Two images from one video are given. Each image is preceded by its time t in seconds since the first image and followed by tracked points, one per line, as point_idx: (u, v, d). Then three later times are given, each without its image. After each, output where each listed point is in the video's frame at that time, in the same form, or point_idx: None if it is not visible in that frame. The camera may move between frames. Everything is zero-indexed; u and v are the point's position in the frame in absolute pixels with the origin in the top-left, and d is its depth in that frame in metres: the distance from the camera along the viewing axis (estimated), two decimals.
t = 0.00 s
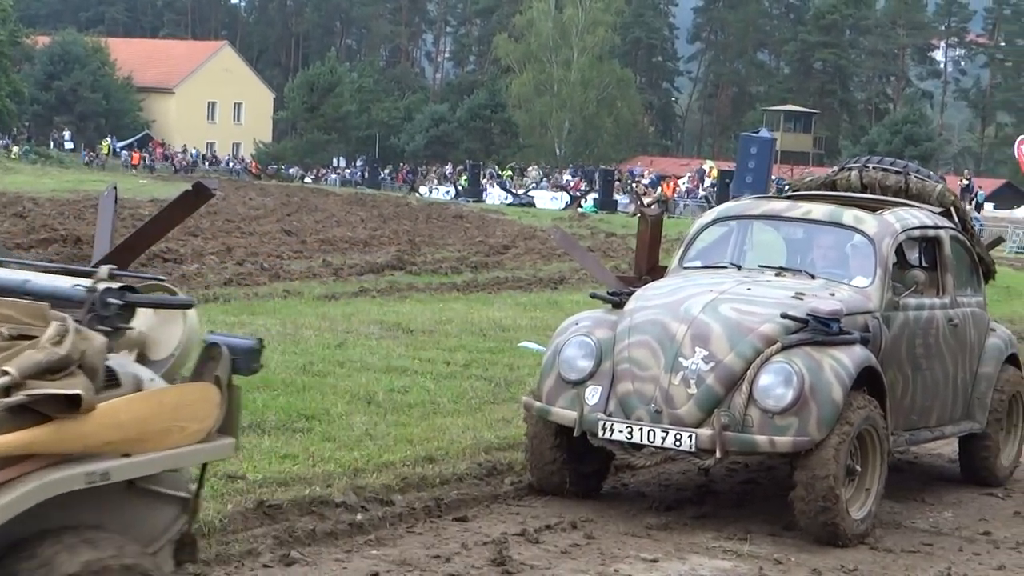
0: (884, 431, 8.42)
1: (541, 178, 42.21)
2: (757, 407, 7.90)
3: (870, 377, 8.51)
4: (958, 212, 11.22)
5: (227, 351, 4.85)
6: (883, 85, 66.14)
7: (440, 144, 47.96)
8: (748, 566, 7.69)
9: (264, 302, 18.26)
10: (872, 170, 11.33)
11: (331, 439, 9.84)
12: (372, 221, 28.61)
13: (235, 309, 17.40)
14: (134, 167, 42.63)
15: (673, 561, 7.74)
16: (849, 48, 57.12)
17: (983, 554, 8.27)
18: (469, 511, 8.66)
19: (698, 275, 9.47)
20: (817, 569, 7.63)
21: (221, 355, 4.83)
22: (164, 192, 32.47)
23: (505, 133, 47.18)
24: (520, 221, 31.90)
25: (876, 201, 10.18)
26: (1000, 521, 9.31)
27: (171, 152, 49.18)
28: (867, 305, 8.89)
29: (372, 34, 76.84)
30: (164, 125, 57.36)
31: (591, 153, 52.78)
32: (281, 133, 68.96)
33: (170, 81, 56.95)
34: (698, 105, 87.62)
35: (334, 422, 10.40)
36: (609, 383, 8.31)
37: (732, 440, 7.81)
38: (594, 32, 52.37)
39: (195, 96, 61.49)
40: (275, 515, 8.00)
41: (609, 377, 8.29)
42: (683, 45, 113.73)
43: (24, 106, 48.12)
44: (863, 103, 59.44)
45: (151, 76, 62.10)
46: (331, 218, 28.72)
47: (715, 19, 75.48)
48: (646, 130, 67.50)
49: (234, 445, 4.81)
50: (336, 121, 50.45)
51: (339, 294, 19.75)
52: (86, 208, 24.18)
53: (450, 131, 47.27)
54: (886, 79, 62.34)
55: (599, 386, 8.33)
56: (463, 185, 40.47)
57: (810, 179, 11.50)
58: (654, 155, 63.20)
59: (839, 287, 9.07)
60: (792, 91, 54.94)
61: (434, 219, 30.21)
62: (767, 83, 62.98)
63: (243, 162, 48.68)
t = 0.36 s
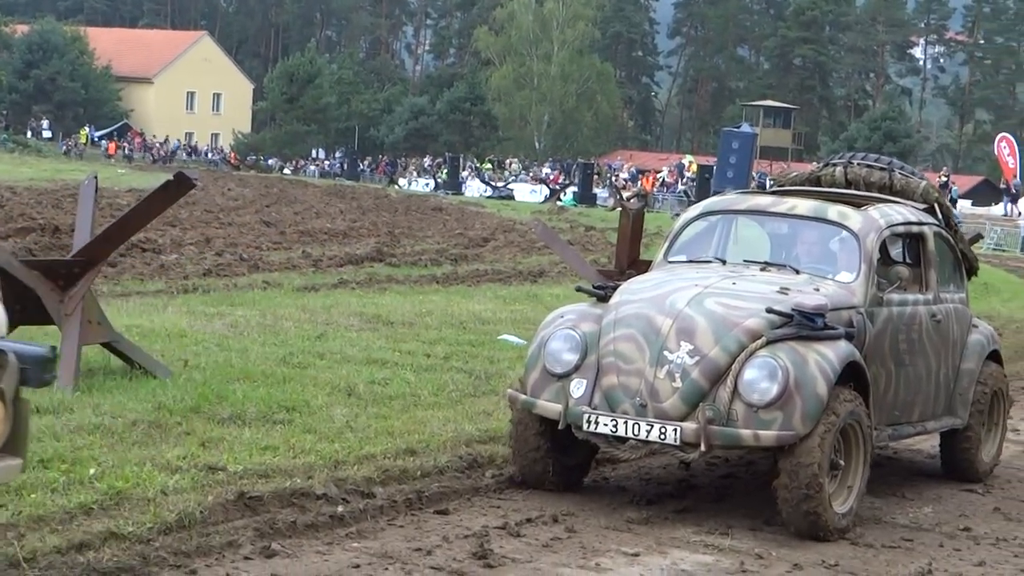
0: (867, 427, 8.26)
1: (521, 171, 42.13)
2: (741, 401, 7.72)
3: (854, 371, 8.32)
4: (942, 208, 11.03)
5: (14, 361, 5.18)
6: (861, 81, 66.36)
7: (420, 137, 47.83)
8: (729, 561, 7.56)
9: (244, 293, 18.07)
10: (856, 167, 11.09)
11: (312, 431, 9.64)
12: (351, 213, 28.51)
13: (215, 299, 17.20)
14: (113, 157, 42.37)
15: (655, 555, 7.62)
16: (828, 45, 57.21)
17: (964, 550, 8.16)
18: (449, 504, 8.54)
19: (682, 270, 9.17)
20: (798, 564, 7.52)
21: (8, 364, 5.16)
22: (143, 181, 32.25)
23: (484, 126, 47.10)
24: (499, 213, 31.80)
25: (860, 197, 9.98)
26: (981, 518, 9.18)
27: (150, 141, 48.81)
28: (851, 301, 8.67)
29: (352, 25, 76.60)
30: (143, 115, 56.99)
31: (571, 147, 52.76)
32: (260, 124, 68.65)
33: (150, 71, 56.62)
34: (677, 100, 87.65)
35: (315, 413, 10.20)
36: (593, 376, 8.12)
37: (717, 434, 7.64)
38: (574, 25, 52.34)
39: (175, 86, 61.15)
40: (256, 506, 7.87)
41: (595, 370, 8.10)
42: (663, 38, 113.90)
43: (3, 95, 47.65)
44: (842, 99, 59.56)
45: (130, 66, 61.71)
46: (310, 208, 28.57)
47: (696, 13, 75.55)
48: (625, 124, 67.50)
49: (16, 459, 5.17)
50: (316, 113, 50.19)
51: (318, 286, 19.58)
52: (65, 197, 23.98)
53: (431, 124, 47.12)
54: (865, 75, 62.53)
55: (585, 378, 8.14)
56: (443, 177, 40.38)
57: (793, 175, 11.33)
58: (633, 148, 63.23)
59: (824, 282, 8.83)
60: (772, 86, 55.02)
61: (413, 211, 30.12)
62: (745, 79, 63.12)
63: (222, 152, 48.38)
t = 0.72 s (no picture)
0: (845, 409, 8.14)
1: (496, 153, 41.97)
2: (719, 384, 7.58)
3: (831, 353, 8.17)
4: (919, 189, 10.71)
5: None
6: (836, 64, 66.41)
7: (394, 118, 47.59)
8: (706, 544, 7.44)
9: (219, 274, 17.85)
10: (833, 149, 10.75)
11: (289, 414, 9.42)
12: (326, 194, 28.34)
13: (189, 282, 16.97)
14: (86, 138, 42.05)
15: (632, 538, 7.51)
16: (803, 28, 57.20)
17: (938, 533, 8.06)
18: (426, 487, 8.40)
19: (657, 253, 8.98)
20: (775, 546, 7.42)
21: None
22: (116, 162, 31.96)
23: (459, 108, 46.94)
24: (474, 196, 31.65)
25: (836, 180, 9.79)
26: (956, 500, 9.03)
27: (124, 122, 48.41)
28: (829, 283, 8.52)
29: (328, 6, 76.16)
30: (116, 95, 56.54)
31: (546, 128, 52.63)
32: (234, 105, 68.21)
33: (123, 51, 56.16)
34: (653, 83, 87.57)
35: (291, 396, 9.97)
36: (571, 358, 7.97)
37: (695, 417, 7.49)
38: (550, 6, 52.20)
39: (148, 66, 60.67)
40: (232, 490, 7.72)
41: (572, 352, 7.95)
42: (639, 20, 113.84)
43: None
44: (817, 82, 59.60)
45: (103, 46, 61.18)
46: (285, 190, 28.36)
47: None
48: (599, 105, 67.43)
49: None
50: (291, 93, 49.86)
51: (294, 268, 19.36)
52: (37, 178, 23.72)
53: (406, 105, 46.87)
54: (839, 58, 62.58)
55: (562, 361, 7.99)
56: (418, 159, 40.22)
57: (770, 157, 10.96)
58: (608, 130, 63.14)
59: (801, 265, 8.67)
60: (746, 69, 54.99)
61: (389, 192, 29.96)
62: (721, 61, 63.11)
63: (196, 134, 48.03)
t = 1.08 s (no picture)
0: (809, 394, 7.94)
1: (467, 138, 41.79)
2: (682, 370, 7.41)
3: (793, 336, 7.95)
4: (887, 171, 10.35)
5: None
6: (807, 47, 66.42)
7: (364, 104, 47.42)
8: (682, 529, 7.33)
9: (190, 262, 17.61)
10: (800, 129, 10.46)
11: (263, 401, 9.25)
12: (297, 180, 28.14)
13: (161, 269, 16.71)
14: (56, 125, 41.68)
15: (608, 523, 7.39)
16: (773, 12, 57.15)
17: (914, 515, 7.94)
18: (402, 474, 8.24)
19: (621, 236, 8.68)
20: (751, 531, 7.32)
21: None
22: (86, 149, 31.69)
23: (429, 93, 46.73)
24: (446, 181, 31.49)
25: (801, 160, 9.52)
26: (931, 481, 8.87)
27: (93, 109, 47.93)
28: (794, 267, 8.31)
29: None
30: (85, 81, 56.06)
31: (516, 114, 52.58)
32: (205, 91, 67.75)
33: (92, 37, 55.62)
34: (623, 67, 87.45)
35: (265, 383, 9.78)
36: (533, 345, 7.77)
37: (657, 404, 7.32)
38: None
39: (117, 53, 60.18)
40: (208, 478, 7.55)
41: (534, 339, 7.76)
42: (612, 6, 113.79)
43: None
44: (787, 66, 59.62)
45: (72, 32, 60.61)
46: (256, 176, 28.11)
47: None
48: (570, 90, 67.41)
49: None
50: (261, 79, 49.47)
51: (266, 255, 19.14)
52: (8, 166, 23.29)
53: (376, 90, 46.63)
54: (810, 42, 62.63)
55: (523, 348, 7.80)
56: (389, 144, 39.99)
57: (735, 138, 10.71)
58: (579, 115, 63.07)
59: (766, 248, 8.43)
60: (717, 52, 54.91)
61: (360, 178, 29.77)
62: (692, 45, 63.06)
63: (166, 120, 47.64)
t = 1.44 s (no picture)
0: (761, 391, 7.58)
1: (443, 131, 41.73)
2: (627, 368, 7.06)
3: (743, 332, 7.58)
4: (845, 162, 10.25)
5: None
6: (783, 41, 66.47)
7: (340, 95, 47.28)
8: (659, 522, 7.16)
9: (166, 254, 17.46)
10: (757, 118, 10.34)
11: (240, 394, 9.09)
12: (272, 172, 28.00)
13: (136, 261, 16.55)
14: (29, 116, 41.35)
15: (586, 517, 7.23)
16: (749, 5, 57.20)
17: (891, 510, 7.84)
18: (378, 468, 8.09)
19: (572, 227, 8.30)
20: (728, 524, 7.17)
21: None
22: (60, 141, 31.44)
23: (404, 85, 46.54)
24: (422, 173, 31.41)
25: (759, 148, 9.12)
26: (908, 475, 8.72)
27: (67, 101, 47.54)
28: (747, 260, 7.94)
29: None
30: (59, 72, 55.65)
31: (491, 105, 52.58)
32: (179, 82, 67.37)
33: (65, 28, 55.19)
34: (599, 60, 87.41)
35: (241, 376, 9.64)
36: (475, 341, 7.42)
37: (601, 403, 6.97)
38: None
39: (91, 43, 59.79)
40: (183, 472, 7.43)
41: (476, 336, 7.40)
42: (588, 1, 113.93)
43: None
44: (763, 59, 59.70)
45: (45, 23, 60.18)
46: (231, 168, 27.93)
47: None
48: (546, 83, 67.34)
49: None
50: (236, 71, 49.16)
51: (242, 246, 19.01)
52: None
53: (352, 82, 46.47)
54: (785, 36, 62.75)
55: (465, 344, 7.44)
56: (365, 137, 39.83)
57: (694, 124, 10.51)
58: (555, 108, 62.97)
59: (718, 241, 8.06)
60: (693, 46, 54.91)
61: (336, 170, 29.67)
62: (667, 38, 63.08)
63: (140, 112, 47.31)
